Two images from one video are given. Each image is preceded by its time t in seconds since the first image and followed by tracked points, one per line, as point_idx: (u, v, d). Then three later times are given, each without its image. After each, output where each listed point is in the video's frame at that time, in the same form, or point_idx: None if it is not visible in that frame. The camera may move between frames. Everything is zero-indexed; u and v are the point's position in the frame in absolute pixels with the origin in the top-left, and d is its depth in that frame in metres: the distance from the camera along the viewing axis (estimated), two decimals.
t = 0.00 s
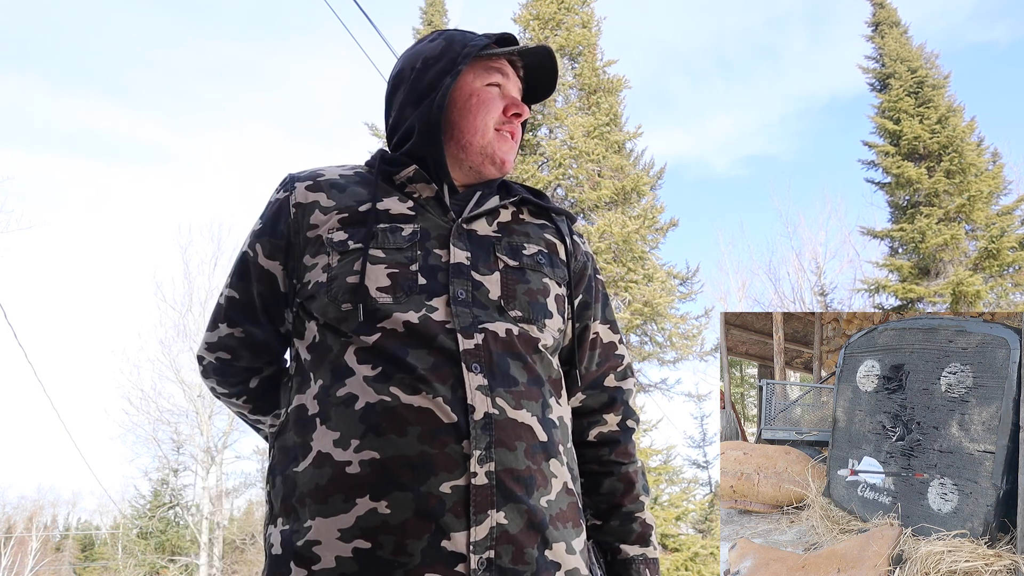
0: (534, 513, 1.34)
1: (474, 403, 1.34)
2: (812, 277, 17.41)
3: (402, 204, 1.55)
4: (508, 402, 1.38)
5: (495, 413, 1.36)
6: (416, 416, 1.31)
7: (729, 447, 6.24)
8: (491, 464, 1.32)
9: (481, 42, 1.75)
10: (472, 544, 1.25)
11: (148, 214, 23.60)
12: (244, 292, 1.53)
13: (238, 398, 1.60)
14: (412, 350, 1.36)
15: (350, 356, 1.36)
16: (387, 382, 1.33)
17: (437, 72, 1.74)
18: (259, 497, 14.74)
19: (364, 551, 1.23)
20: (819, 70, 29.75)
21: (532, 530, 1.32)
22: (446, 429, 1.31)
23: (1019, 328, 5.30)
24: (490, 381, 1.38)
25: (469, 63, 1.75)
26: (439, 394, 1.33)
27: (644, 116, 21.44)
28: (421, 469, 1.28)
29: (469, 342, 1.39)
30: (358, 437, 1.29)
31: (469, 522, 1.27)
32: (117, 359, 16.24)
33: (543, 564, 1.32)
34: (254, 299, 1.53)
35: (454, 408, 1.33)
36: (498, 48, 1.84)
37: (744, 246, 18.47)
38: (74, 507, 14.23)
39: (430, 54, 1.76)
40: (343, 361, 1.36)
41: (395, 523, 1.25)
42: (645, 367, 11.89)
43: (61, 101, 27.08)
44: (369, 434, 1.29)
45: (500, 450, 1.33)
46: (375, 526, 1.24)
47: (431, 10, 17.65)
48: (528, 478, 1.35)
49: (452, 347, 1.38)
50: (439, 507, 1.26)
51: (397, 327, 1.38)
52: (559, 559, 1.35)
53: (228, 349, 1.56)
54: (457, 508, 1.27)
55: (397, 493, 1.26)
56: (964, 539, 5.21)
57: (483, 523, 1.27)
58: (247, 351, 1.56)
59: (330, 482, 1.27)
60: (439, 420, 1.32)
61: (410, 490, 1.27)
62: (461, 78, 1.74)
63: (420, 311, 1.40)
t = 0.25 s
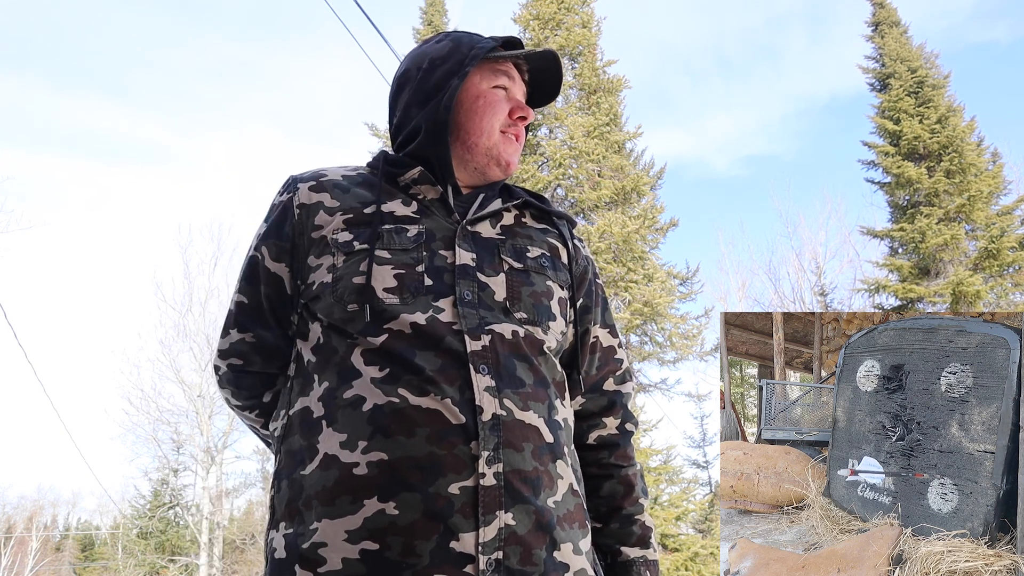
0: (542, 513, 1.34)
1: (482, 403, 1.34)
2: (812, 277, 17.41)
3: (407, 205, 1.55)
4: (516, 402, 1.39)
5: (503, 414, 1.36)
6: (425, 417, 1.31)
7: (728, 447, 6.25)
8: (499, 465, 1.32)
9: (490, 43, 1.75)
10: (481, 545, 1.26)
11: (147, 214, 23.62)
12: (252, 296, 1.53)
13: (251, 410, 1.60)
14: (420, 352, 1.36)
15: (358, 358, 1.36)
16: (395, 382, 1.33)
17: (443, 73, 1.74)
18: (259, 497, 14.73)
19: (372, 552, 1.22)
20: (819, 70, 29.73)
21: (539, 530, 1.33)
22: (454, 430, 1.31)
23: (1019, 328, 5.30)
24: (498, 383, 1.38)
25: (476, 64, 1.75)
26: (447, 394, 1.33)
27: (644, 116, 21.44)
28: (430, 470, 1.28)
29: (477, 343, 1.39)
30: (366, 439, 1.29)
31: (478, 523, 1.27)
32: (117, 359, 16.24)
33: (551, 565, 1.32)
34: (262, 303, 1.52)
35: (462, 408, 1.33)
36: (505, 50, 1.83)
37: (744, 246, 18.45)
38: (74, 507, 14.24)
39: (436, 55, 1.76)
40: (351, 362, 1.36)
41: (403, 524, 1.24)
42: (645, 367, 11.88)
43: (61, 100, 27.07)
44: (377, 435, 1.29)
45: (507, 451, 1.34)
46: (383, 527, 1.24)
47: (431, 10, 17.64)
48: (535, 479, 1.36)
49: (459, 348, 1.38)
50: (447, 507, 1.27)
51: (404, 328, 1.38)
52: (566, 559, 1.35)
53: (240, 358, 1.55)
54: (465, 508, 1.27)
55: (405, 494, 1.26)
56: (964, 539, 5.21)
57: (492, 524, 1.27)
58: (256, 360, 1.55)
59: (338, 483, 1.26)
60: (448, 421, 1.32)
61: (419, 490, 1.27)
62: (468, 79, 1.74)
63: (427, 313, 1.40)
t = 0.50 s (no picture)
0: (544, 513, 1.34)
1: (485, 404, 1.35)
2: (812, 277, 17.40)
3: (411, 205, 1.55)
4: (518, 403, 1.39)
5: (506, 415, 1.36)
6: (429, 417, 1.31)
7: (728, 447, 6.25)
8: (502, 464, 1.32)
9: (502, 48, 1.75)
10: (485, 544, 1.26)
11: (147, 214, 23.64)
12: (240, 283, 1.50)
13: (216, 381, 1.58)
14: (423, 352, 1.36)
15: (359, 357, 1.36)
16: (398, 383, 1.33)
17: (455, 74, 1.73)
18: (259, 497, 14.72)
19: (379, 551, 1.23)
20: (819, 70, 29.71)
21: (542, 529, 1.33)
22: (457, 430, 1.31)
23: (1019, 328, 5.30)
24: (500, 383, 1.38)
25: (488, 68, 1.74)
26: (451, 395, 1.33)
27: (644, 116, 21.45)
28: (434, 469, 1.28)
29: (479, 344, 1.39)
30: (369, 438, 1.29)
31: (482, 522, 1.27)
32: (117, 359, 16.24)
33: (553, 564, 1.32)
34: (251, 295, 1.50)
35: (465, 409, 1.33)
36: (517, 56, 1.84)
37: (744, 246, 18.45)
38: (74, 506, 14.24)
39: (448, 55, 1.76)
40: (353, 361, 1.36)
41: (407, 524, 1.25)
42: (645, 367, 11.86)
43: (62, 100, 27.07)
44: (381, 435, 1.29)
45: (510, 450, 1.34)
46: (387, 526, 1.24)
47: (431, 10, 17.65)
48: (538, 479, 1.36)
49: (462, 348, 1.38)
50: (451, 508, 1.27)
51: (406, 329, 1.38)
52: (568, 558, 1.36)
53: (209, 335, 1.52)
54: (469, 508, 1.27)
55: (409, 495, 1.26)
56: (964, 539, 5.21)
57: (496, 523, 1.28)
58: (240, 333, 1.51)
59: (342, 483, 1.27)
60: (451, 421, 1.32)
61: (424, 490, 1.27)
62: (480, 81, 1.74)
63: (429, 315, 1.40)
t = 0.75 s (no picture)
0: (548, 513, 1.35)
1: (486, 407, 1.35)
2: (812, 277, 17.40)
3: (405, 208, 1.55)
4: (519, 405, 1.39)
5: (507, 418, 1.36)
6: (431, 422, 1.31)
7: (729, 447, 6.24)
8: (505, 467, 1.32)
9: (494, 46, 1.74)
10: (490, 547, 1.26)
11: (147, 214, 23.66)
12: (232, 289, 1.49)
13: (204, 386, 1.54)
14: (422, 357, 1.36)
15: (358, 365, 1.35)
16: (399, 388, 1.33)
17: (446, 74, 1.74)
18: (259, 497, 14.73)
19: (384, 558, 1.23)
20: (820, 69, 29.69)
21: (546, 531, 1.33)
22: (460, 434, 1.32)
23: (1019, 328, 5.30)
24: (500, 387, 1.38)
25: (479, 67, 1.75)
26: (452, 400, 1.33)
27: (645, 116, 21.45)
28: (437, 474, 1.28)
29: (478, 347, 1.39)
30: (371, 444, 1.29)
31: (487, 525, 1.27)
32: (117, 359, 16.24)
33: (558, 564, 1.33)
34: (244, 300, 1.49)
35: (467, 412, 1.33)
36: (508, 53, 1.84)
37: (744, 246, 18.44)
38: (74, 506, 14.25)
39: (438, 54, 1.76)
40: (352, 368, 1.36)
41: (412, 529, 1.25)
42: (645, 367, 11.85)
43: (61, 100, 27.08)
44: (384, 441, 1.29)
45: (513, 453, 1.34)
46: (393, 532, 1.24)
47: (431, 10, 17.65)
48: (540, 480, 1.36)
49: (461, 352, 1.38)
50: (456, 512, 1.27)
51: (405, 334, 1.38)
52: (573, 559, 1.36)
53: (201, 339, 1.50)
54: (474, 512, 1.27)
55: (413, 499, 1.26)
56: (964, 539, 5.21)
57: (501, 527, 1.28)
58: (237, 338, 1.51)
59: (345, 490, 1.26)
60: (453, 426, 1.32)
61: (428, 495, 1.27)
62: (470, 81, 1.74)
63: (426, 319, 1.40)
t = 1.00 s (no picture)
0: (549, 513, 1.35)
1: (488, 407, 1.35)
2: (813, 277, 17.40)
3: (398, 212, 1.55)
4: (520, 405, 1.39)
5: (508, 417, 1.36)
6: (432, 422, 1.31)
7: (729, 447, 6.24)
8: (507, 466, 1.32)
9: (481, 46, 1.73)
10: (492, 548, 1.26)
11: (147, 214, 23.66)
12: (244, 309, 1.52)
13: (243, 414, 1.60)
14: (423, 360, 1.36)
15: (358, 369, 1.36)
16: (399, 390, 1.33)
17: (433, 73, 1.73)
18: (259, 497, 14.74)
19: (384, 559, 1.22)
20: (820, 69, 29.68)
21: (548, 530, 1.34)
22: (461, 434, 1.32)
23: (1019, 328, 5.30)
24: (502, 386, 1.38)
25: (467, 66, 1.74)
26: (453, 400, 1.33)
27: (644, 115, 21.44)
28: (438, 474, 1.28)
29: (479, 347, 1.39)
30: (372, 445, 1.29)
31: (489, 525, 1.27)
32: (117, 359, 16.24)
33: (560, 565, 1.33)
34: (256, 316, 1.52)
35: (468, 412, 1.34)
36: (496, 50, 1.83)
37: (744, 247, 18.44)
38: (74, 507, 14.27)
39: (426, 54, 1.76)
40: (353, 372, 1.36)
41: (414, 529, 1.24)
42: (646, 367, 11.83)
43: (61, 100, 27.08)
44: (385, 441, 1.29)
45: (515, 453, 1.34)
46: (394, 533, 1.23)
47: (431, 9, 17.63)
48: (541, 479, 1.36)
49: (462, 352, 1.38)
50: (457, 512, 1.26)
51: (405, 337, 1.38)
52: (574, 558, 1.36)
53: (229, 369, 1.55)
54: (475, 512, 1.27)
55: (414, 500, 1.26)
56: (964, 539, 5.21)
57: (503, 526, 1.28)
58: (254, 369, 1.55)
59: (344, 490, 1.26)
60: (453, 426, 1.32)
61: (429, 496, 1.26)
62: (458, 81, 1.74)
63: (425, 323, 1.40)
